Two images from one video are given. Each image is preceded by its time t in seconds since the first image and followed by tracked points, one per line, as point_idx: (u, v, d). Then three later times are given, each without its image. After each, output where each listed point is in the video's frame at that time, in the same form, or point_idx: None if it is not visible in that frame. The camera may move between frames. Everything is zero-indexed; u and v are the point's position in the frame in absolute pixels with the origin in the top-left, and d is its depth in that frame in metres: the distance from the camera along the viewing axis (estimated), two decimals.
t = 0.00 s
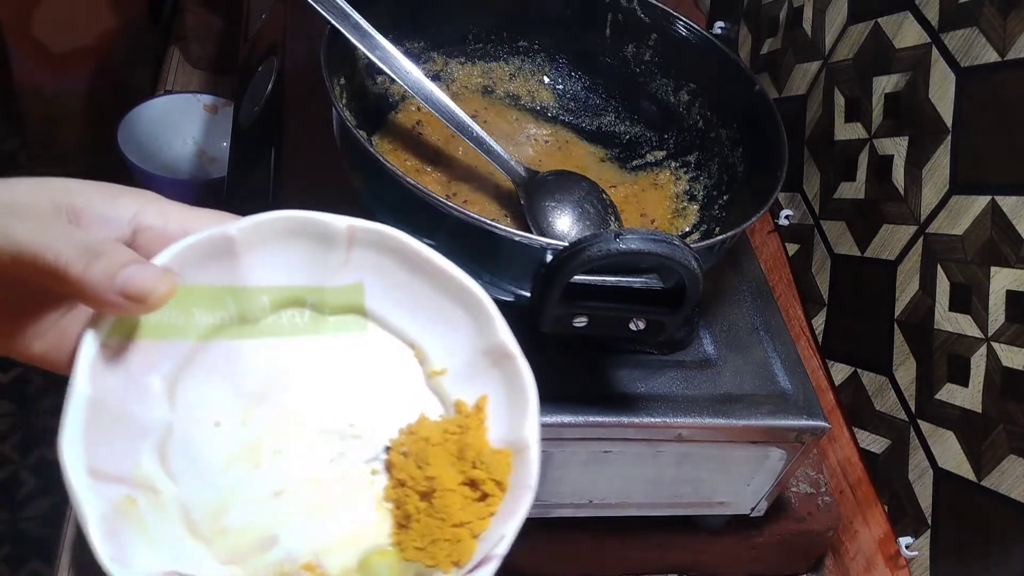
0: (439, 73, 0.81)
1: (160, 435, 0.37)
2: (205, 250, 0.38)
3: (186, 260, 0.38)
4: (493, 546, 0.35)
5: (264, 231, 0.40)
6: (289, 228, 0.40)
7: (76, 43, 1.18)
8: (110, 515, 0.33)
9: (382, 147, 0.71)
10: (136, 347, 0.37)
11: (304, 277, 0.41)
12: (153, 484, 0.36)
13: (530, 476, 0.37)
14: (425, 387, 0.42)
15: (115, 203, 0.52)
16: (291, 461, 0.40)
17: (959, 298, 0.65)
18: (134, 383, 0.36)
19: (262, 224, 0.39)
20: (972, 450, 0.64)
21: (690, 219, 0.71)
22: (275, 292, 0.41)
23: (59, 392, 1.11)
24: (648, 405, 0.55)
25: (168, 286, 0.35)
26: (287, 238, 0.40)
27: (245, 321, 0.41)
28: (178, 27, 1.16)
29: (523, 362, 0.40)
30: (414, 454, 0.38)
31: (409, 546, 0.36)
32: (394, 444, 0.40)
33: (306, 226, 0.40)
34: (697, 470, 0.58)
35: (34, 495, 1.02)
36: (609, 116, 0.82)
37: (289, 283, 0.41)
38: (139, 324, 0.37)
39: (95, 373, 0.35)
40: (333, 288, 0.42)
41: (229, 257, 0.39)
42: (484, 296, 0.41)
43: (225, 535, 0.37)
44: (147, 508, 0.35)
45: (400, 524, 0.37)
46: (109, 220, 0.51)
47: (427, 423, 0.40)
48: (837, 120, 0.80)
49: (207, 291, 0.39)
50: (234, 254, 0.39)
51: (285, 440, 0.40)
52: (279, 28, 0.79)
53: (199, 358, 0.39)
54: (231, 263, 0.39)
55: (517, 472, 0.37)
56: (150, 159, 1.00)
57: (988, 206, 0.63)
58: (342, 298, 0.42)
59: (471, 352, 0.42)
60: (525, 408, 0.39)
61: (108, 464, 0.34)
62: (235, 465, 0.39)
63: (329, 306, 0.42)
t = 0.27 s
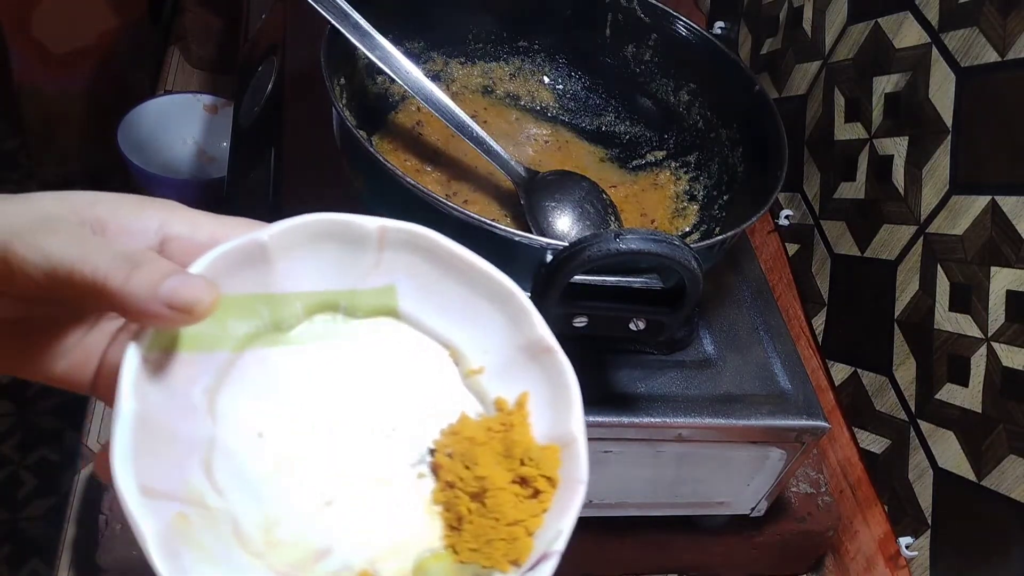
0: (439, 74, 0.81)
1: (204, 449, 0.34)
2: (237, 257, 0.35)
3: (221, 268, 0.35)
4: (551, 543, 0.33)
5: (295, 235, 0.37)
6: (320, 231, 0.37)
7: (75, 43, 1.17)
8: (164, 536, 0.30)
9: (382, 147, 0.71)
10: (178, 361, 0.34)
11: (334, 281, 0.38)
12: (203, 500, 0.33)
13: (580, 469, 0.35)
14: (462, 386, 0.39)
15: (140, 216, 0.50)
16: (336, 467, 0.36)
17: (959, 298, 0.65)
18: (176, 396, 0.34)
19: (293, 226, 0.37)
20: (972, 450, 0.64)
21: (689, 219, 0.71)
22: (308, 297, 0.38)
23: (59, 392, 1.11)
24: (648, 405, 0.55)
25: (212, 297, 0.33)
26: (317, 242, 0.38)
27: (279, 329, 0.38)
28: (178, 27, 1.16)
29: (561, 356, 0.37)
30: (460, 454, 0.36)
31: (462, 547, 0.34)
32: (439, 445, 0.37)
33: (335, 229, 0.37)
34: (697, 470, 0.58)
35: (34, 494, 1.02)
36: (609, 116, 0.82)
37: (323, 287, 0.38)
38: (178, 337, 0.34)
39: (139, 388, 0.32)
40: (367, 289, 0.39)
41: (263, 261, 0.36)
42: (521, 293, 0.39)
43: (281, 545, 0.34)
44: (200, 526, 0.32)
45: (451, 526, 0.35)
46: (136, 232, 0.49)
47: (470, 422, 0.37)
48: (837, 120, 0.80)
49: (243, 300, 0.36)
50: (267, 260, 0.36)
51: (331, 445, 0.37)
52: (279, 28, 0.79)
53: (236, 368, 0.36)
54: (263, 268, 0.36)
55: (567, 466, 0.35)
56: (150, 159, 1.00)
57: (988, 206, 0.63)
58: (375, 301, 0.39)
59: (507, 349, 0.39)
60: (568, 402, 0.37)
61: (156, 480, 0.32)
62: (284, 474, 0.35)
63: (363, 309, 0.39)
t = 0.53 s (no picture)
0: (439, 74, 0.81)
1: (185, 464, 0.34)
2: (222, 273, 0.35)
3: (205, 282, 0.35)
4: (528, 559, 0.33)
5: (279, 252, 0.37)
6: (304, 249, 0.37)
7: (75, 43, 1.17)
8: (146, 551, 0.30)
9: (382, 147, 0.71)
10: (162, 375, 0.34)
11: (316, 298, 0.38)
12: (185, 515, 0.32)
13: (557, 486, 0.35)
14: (440, 403, 0.39)
15: (126, 231, 0.49)
16: (315, 483, 0.36)
17: (959, 298, 0.65)
18: (159, 410, 0.33)
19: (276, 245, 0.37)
20: (972, 450, 0.64)
21: (690, 219, 0.71)
22: (290, 314, 0.38)
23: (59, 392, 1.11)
24: (649, 405, 0.55)
25: (198, 312, 0.33)
26: (299, 260, 0.38)
27: (261, 345, 0.38)
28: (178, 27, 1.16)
29: (541, 376, 0.37)
30: (439, 470, 0.36)
31: (441, 563, 0.34)
32: (417, 462, 0.37)
33: (318, 246, 0.37)
34: (697, 470, 0.58)
35: (34, 495, 1.02)
36: (609, 116, 0.82)
37: (303, 305, 0.38)
38: (162, 351, 0.34)
39: (121, 402, 0.32)
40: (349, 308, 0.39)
41: (246, 278, 0.36)
42: (502, 313, 0.39)
43: (259, 563, 0.33)
44: (183, 541, 0.31)
45: (429, 542, 0.35)
46: (120, 246, 0.48)
47: (449, 438, 0.37)
48: (837, 120, 0.80)
49: (226, 315, 0.36)
50: (251, 276, 0.36)
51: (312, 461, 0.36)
52: (279, 27, 0.79)
53: (217, 383, 0.36)
54: (247, 284, 0.36)
55: (546, 483, 0.35)
56: (150, 159, 0.99)
57: (988, 206, 0.62)
58: (356, 319, 0.39)
59: (488, 368, 0.39)
60: (547, 421, 0.37)
61: (140, 495, 0.31)
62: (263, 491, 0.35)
63: (344, 326, 0.39)
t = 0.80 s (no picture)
0: (439, 74, 0.81)
1: (214, 430, 0.34)
2: (261, 246, 0.35)
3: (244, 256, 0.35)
4: (544, 545, 0.32)
5: (317, 229, 0.37)
6: (343, 228, 0.37)
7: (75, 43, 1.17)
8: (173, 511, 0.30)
9: (382, 147, 0.71)
10: (198, 342, 0.34)
11: (352, 277, 0.39)
12: (210, 480, 0.33)
13: (577, 475, 0.34)
14: (468, 387, 0.39)
15: (168, 201, 0.48)
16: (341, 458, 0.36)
17: (959, 298, 0.65)
18: (192, 375, 0.34)
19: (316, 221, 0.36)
20: (972, 450, 0.64)
21: (689, 220, 0.71)
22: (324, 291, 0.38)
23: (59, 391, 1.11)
24: (648, 405, 0.55)
25: (234, 283, 0.33)
26: (337, 238, 0.37)
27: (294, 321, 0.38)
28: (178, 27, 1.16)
29: (568, 365, 0.37)
30: (461, 453, 0.35)
31: (457, 544, 0.33)
32: (440, 444, 0.37)
33: (356, 226, 0.37)
34: (697, 470, 0.58)
35: (34, 494, 1.02)
36: (609, 117, 0.82)
37: (337, 282, 0.38)
38: (199, 319, 0.34)
39: (156, 364, 0.32)
40: (382, 288, 0.39)
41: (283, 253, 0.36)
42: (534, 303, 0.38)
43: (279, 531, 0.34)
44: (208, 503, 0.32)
45: (448, 523, 0.34)
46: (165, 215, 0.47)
47: (473, 424, 0.37)
48: (837, 120, 0.80)
49: (263, 289, 0.36)
50: (287, 252, 0.36)
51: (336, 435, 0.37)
52: (279, 27, 0.79)
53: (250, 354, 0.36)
54: (285, 259, 0.36)
55: (567, 473, 0.35)
56: (150, 160, 0.99)
57: (988, 206, 0.62)
58: (389, 300, 0.39)
59: (517, 356, 0.39)
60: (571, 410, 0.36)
61: (169, 457, 0.31)
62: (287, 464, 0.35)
63: (377, 305, 0.39)
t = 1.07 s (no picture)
0: (439, 74, 0.81)
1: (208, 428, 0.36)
2: (276, 256, 0.38)
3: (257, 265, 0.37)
4: None
5: (334, 246, 0.39)
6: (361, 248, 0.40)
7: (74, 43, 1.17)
8: (151, 494, 0.31)
9: (382, 147, 0.71)
10: (202, 341, 0.36)
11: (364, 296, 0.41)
12: (194, 474, 0.34)
13: (562, 518, 0.34)
14: (468, 419, 0.40)
15: (197, 201, 0.47)
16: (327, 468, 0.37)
17: (959, 298, 0.65)
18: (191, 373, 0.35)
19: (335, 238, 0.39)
20: (972, 450, 0.64)
21: (689, 219, 0.71)
22: (335, 306, 0.40)
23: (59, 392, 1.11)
24: (648, 405, 0.55)
25: (240, 288, 0.34)
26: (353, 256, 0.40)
27: (304, 332, 0.40)
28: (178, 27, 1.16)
29: (566, 406, 0.38)
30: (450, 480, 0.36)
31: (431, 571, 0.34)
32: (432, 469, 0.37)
33: (374, 247, 0.40)
34: (697, 470, 0.58)
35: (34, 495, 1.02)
36: (609, 116, 0.82)
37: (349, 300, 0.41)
38: (207, 318, 0.36)
39: (155, 357, 0.34)
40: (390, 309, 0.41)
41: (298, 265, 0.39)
42: (539, 337, 0.40)
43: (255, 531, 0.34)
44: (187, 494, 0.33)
45: (425, 550, 0.35)
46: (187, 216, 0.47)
47: (466, 454, 0.37)
48: (837, 120, 0.80)
49: (275, 297, 0.39)
50: (302, 263, 0.39)
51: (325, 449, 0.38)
52: (279, 27, 0.79)
53: (254, 360, 0.38)
54: (298, 270, 0.39)
55: (550, 515, 0.35)
56: (151, 160, 0.99)
57: (988, 206, 0.62)
58: (398, 321, 0.41)
59: (517, 392, 0.40)
60: (564, 452, 0.37)
61: (157, 446, 0.33)
62: (274, 471, 0.36)
63: (385, 327, 0.41)
